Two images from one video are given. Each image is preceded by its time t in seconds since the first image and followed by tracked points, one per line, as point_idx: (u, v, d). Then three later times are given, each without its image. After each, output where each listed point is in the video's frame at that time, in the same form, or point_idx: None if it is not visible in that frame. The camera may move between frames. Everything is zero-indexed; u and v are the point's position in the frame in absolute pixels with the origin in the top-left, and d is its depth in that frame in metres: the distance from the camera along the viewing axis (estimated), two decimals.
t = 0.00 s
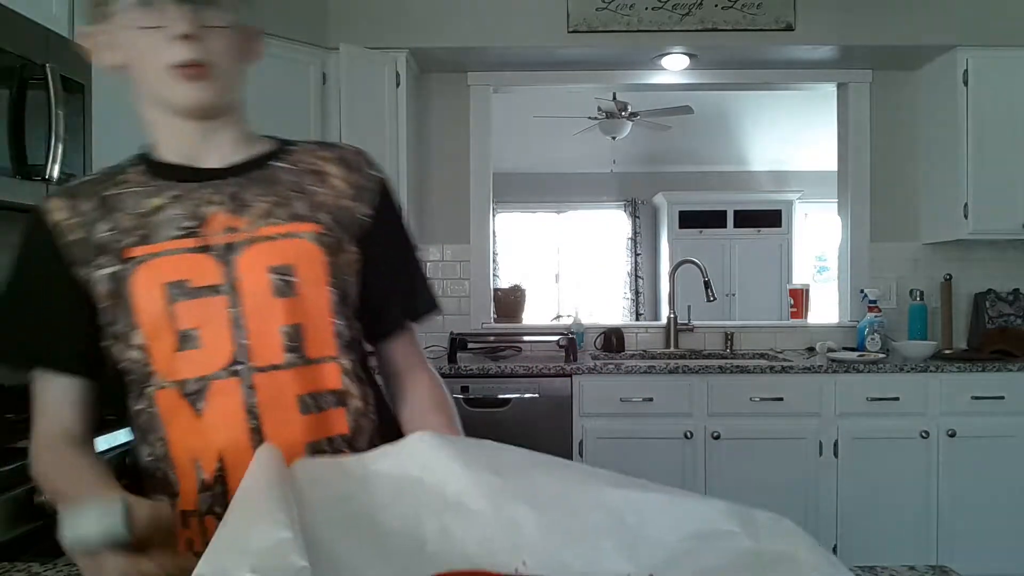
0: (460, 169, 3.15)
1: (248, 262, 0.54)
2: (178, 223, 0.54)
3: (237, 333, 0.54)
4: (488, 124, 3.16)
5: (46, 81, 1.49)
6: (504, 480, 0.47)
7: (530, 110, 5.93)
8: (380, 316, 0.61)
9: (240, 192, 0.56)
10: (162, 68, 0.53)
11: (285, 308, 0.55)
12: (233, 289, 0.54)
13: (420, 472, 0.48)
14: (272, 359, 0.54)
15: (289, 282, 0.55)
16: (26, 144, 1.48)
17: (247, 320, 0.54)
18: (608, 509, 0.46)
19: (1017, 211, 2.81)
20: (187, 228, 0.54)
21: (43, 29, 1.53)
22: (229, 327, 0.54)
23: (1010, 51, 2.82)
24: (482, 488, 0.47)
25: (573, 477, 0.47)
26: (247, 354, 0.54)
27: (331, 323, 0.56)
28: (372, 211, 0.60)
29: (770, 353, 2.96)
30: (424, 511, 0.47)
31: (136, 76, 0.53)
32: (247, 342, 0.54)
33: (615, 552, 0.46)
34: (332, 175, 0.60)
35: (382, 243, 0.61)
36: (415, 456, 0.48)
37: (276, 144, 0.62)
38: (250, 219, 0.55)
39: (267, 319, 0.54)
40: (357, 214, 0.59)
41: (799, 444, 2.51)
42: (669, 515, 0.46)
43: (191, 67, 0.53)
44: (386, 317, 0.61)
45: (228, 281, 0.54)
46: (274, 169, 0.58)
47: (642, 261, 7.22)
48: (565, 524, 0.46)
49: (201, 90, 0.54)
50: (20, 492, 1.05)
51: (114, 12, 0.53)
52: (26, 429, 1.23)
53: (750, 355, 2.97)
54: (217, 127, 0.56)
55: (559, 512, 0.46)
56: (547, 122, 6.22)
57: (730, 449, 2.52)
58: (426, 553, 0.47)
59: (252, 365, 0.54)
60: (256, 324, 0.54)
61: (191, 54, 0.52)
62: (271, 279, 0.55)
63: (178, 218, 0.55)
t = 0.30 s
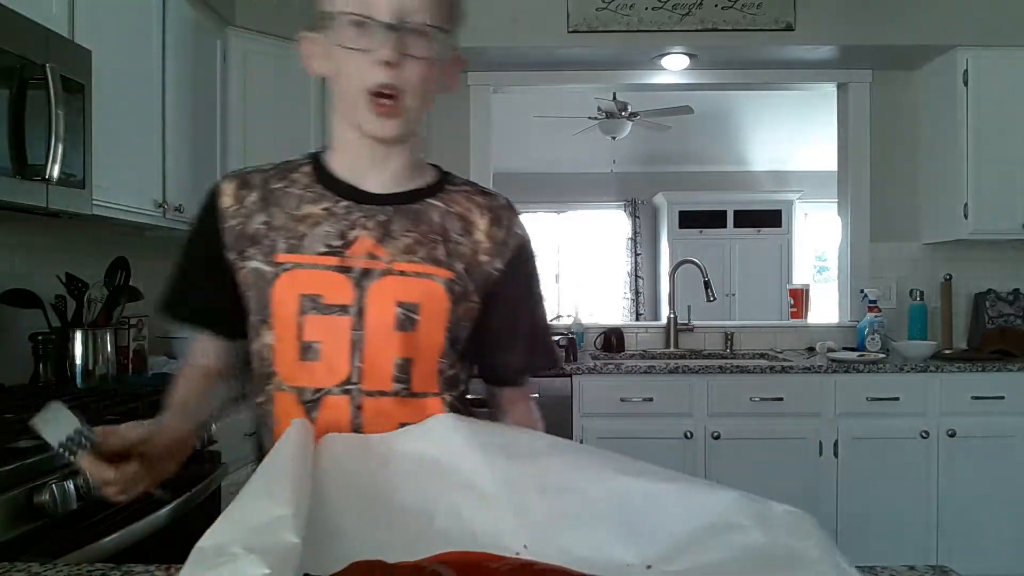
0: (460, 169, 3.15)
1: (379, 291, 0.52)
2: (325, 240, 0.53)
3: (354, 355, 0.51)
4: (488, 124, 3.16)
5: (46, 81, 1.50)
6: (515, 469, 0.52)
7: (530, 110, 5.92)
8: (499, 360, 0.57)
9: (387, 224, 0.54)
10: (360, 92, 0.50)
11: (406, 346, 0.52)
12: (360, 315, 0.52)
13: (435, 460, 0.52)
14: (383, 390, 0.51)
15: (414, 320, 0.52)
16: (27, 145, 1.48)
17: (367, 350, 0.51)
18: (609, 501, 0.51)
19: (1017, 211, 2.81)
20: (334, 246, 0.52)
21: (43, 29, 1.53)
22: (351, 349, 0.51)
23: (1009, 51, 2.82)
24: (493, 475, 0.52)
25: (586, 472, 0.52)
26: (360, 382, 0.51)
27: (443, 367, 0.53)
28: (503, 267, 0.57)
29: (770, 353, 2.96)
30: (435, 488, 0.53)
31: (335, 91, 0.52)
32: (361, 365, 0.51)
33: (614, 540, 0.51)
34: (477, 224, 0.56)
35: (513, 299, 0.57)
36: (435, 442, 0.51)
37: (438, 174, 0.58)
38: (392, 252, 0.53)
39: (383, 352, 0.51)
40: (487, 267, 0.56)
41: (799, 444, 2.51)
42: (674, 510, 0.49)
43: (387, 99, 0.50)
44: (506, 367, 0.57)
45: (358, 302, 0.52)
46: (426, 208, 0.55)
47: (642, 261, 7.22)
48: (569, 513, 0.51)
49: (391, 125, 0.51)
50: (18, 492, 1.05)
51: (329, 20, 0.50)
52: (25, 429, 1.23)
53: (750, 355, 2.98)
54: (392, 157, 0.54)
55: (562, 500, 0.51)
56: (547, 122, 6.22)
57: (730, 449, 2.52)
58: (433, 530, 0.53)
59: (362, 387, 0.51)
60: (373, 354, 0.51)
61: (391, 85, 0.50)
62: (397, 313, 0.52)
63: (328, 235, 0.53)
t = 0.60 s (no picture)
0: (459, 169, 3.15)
1: (426, 294, 0.63)
2: (381, 244, 0.64)
3: (399, 353, 0.62)
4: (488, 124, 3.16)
5: (46, 81, 1.50)
6: (514, 457, 0.47)
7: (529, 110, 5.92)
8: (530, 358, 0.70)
9: (440, 232, 0.66)
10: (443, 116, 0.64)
11: (446, 343, 0.63)
12: (408, 313, 0.63)
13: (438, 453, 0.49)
14: (424, 383, 0.62)
15: (456, 322, 0.64)
16: (27, 145, 1.48)
17: (411, 342, 0.62)
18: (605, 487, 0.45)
19: (1017, 211, 2.81)
20: (389, 249, 0.64)
21: (43, 28, 1.53)
22: (395, 342, 0.62)
23: (1009, 51, 2.82)
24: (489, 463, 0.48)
25: (584, 456, 0.46)
26: (403, 372, 0.62)
27: (480, 365, 0.65)
28: (541, 278, 0.69)
29: (770, 353, 2.96)
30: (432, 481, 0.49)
31: (420, 108, 0.65)
32: (405, 362, 0.62)
33: (608, 526, 0.44)
34: (523, 239, 0.69)
35: (546, 306, 0.70)
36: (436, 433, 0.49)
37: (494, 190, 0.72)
38: (444, 257, 0.65)
39: (427, 346, 0.63)
40: (530, 280, 0.69)
41: (799, 445, 2.51)
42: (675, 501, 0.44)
43: (465, 126, 0.64)
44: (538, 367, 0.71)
45: (406, 302, 0.63)
46: (475, 221, 0.68)
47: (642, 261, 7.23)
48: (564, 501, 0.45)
49: (461, 145, 0.65)
50: (20, 492, 1.05)
51: (431, 51, 0.64)
52: (24, 429, 1.23)
53: (750, 355, 2.97)
54: (457, 173, 0.67)
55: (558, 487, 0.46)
56: (547, 122, 6.21)
57: (730, 449, 2.52)
58: (435, 522, 0.48)
59: (404, 383, 0.62)
60: (417, 347, 0.62)
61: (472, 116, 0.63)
62: (442, 315, 0.63)
63: (384, 239, 0.64)
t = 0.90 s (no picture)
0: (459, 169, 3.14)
1: (458, 293, 0.71)
2: (411, 245, 0.72)
3: (432, 349, 0.69)
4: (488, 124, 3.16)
5: (46, 81, 1.50)
6: (549, 412, 0.49)
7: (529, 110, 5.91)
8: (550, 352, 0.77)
9: (468, 233, 0.73)
10: (459, 123, 0.70)
11: (476, 339, 0.70)
12: (440, 311, 0.70)
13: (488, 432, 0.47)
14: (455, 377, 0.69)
15: (486, 320, 0.71)
16: (26, 145, 1.48)
17: (444, 338, 0.69)
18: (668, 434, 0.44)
19: (1017, 211, 2.82)
20: (420, 250, 0.72)
21: (43, 28, 1.53)
22: (429, 339, 0.69)
23: (1009, 51, 2.82)
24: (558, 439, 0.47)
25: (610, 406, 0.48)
26: (436, 367, 0.69)
27: (508, 362, 0.71)
28: (563, 275, 0.76)
29: (770, 353, 2.96)
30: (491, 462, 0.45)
31: (437, 115, 0.72)
32: (437, 358, 0.69)
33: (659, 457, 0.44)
34: (546, 240, 0.77)
35: (567, 304, 0.77)
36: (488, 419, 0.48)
37: (512, 193, 0.79)
38: (473, 257, 0.72)
39: (460, 342, 0.70)
40: (553, 279, 0.76)
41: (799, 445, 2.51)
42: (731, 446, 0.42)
43: (480, 130, 0.70)
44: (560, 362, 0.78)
45: (439, 302, 0.70)
46: (501, 222, 0.75)
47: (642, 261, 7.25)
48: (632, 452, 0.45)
49: (477, 148, 0.71)
50: (20, 492, 1.05)
51: (444, 62, 0.70)
52: (24, 429, 1.22)
53: (751, 355, 2.97)
54: (474, 175, 0.74)
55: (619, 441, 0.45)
56: (547, 122, 6.20)
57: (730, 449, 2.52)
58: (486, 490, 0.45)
59: (437, 377, 0.69)
60: (450, 342, 0.70)
61: (486, 120, 0.69)
62: (473, 312, 0.70)
63: (414, 240, 0.72)
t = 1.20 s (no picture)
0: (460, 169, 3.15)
1: (482, 293, 0.75)
2: (433, 245, 0.76)
3: (460, 346, 0.73)
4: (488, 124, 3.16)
5: (46, 81, 1.50)
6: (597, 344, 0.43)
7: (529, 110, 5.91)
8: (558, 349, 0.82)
9: (487, 235, 0.78)
10: (474, 129, 0.71)
11: (501, 337, 0.75)
12: (467, 310, 0.74)
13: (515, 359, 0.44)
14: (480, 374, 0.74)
15: (510, 318, 0.75)
16: (26, 145, 1.48)
17: (471, 336, 0.74)
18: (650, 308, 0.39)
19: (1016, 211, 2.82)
20: (442, 250, 0.76)
21: (43, 28, 1.53)
22: (457, 337, 0.73)
23: (1009, 51, 2.82)
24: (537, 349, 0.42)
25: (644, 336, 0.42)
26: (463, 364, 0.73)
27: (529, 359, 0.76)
28: (573, 273, 0.83)
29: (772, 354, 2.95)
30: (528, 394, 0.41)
31: (452, 124, 0.73)
32: (466, 355, 0.73)
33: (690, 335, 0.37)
34: (555, 242, 0.83)
35: (576, 302, 0.82)
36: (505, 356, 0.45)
37: (518, 198, 0.84)
38: (492, 258, 0.77)
39: (485, 339, 0.74)
40: (564, 276, 0.82)
41: (799, 445, 2.51)
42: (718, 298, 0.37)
43: (494, 136, 0.71)
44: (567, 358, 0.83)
45: (464, 301, 0.74)
46: (514, 224, 0.80)
47: (642, 261, 7.27)
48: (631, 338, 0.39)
49: (493, 155, 0.72)
50: (20, 492, 1.05)
51: (459, 68, 0.71)
52: (24, 429, 1.22)
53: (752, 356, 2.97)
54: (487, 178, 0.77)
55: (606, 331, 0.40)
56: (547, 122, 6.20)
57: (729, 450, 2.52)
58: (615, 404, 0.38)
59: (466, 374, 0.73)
60: (477, 340, 0.74)
61: (500, 127, 0.70)
62: (498, 312, 0.75)
63: (435, 240, 0.76)
